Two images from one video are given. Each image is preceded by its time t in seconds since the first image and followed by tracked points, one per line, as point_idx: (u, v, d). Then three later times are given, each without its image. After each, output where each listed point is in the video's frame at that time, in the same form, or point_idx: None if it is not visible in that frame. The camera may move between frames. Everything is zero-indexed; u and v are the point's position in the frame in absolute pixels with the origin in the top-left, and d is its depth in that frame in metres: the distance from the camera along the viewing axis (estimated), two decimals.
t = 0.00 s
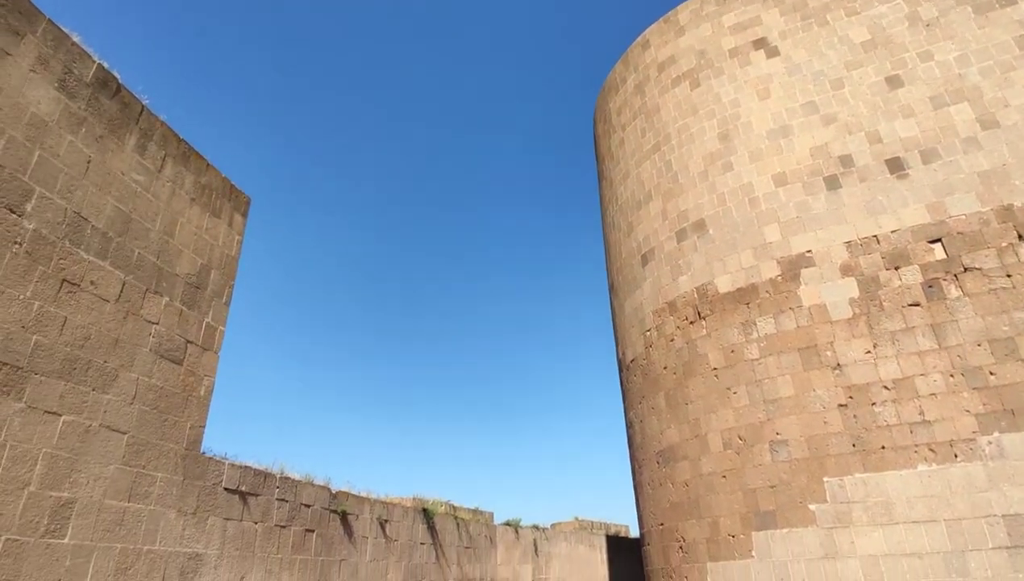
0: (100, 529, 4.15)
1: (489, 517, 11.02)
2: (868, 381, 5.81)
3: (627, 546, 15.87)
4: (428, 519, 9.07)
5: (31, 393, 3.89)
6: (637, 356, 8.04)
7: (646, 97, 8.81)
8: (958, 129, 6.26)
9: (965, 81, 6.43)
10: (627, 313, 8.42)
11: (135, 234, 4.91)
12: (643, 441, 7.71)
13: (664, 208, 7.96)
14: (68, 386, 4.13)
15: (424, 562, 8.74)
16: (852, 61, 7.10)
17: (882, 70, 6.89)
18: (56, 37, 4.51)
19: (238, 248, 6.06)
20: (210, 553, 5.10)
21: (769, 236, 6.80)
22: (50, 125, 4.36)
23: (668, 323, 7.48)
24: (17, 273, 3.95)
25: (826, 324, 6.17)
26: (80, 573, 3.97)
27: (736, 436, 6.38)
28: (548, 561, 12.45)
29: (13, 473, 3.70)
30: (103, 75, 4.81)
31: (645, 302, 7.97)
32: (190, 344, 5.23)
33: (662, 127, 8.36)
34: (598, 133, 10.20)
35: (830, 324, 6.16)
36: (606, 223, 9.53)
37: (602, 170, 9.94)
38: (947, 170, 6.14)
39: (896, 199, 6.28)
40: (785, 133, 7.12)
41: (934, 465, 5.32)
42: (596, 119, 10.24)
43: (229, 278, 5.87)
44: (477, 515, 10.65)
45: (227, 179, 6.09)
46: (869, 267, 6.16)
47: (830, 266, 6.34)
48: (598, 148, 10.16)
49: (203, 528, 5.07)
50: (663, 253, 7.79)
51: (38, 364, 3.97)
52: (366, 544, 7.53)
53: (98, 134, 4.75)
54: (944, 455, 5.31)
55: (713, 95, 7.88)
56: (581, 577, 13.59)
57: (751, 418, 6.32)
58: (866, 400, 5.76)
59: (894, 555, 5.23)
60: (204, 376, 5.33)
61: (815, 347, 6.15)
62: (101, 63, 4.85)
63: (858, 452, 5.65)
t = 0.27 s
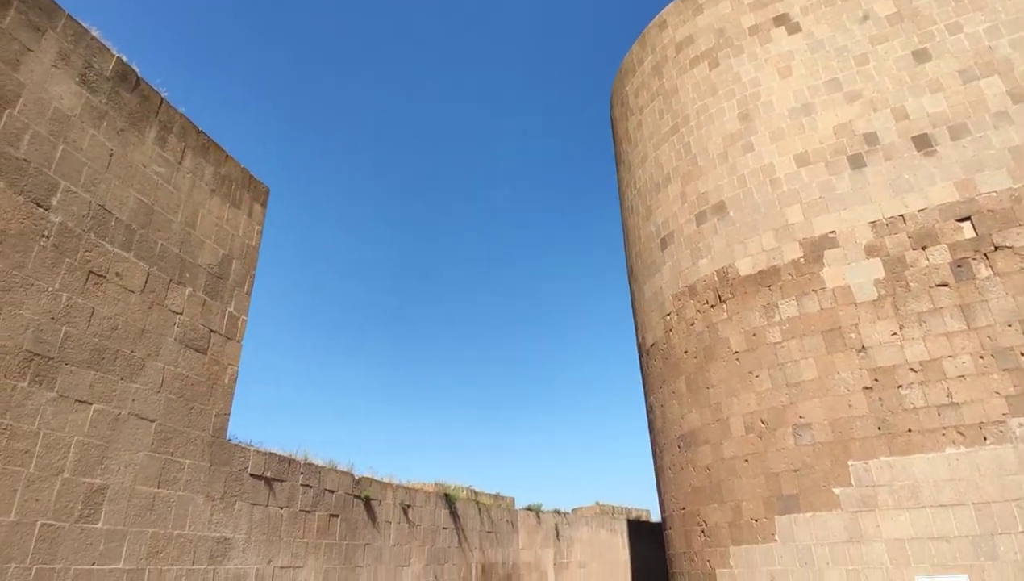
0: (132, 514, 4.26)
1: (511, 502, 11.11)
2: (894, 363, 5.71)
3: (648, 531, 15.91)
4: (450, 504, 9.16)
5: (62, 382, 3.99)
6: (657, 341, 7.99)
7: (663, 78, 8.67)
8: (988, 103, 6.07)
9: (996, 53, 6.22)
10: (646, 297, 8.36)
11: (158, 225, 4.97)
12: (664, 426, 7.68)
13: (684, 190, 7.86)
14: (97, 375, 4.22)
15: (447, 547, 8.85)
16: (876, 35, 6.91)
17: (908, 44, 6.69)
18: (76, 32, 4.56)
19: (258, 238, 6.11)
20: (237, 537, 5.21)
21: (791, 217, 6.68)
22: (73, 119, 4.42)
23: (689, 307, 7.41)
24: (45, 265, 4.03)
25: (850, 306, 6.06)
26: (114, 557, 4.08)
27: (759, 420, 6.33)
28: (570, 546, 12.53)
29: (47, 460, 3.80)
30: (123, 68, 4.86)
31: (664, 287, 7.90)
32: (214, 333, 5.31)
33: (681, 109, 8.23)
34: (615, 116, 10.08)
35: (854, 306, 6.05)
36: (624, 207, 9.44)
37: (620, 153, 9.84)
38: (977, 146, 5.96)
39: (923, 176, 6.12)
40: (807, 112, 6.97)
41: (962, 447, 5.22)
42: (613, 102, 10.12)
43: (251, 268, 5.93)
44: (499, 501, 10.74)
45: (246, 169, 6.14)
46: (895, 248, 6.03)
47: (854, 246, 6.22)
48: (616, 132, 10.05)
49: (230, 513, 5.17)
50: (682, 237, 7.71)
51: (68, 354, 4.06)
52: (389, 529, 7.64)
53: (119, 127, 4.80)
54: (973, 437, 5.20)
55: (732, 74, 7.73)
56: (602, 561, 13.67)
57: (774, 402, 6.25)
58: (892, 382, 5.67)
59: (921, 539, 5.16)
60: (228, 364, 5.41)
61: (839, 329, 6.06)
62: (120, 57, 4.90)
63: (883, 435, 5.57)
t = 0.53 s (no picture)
0: (156, 497, 4.35)
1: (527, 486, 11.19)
2: (916, 346, 5.62)
3: (665, 515, 15.97)
4: (467, 488, 9.25)
5: (87, 368, 4.06)
6: (673, 325, 7.95)
7: (679, 58, 8.53)
8: (1015, 79, 5.89)
9: None
10: (663, 281, 8.31)
11: (176, 213, 5.02)
12: (681, 410, 7.66)
13: (700, 172, 7.76)
14: (120, 361, 4.29)
15: (465, 530, 8.95)
16: (899, 11, 6.72)
17: (933, 19, 6.51)
18: (92, 21, 4.58)
19: (274, 225, 6.15)
20: (259, 520, 5.31)
21: (810, 198, 6.58)
22: (91, 109, 4.46)
23: (705, 291, 7.35)
24: (67, 253, 4.09)
25: (870, 288, 5.97)
26: (140, 538, 4.18)
27: (777, 403, 6.28)
28: (586, 529, 12.61)
29: (74, 444, 3.89)
30: (138, 58, 4.88)
31: (681, 270, 7.84)
32: (232, 320, 5.37)
33: (697, 90, 8.11)
34: (630, 98, 9.96)
35: (875, 288, 5.95)
36: (640, 191, 9.36)
37: (635, 136, 9.73)
38: (1003, 124, 5.80)
39: (947, 155, 5.98)
40: (827, 90, 6.82)
41: (985, 431, 5.15)
42: (628, 84, 9.99)
43: (268, 255, 5.98)
44: (515, 484, 10.82)
45: (262, 156, 6.16)
46: (918, 228, 5.91)
47: (875, 227, 6.11)
48: (631, 114, 9.93)
49: (252, 496, 5.27)
50: (699, 220, 7.63)
51: (91, 341, 4.13)
52: (408, 512, 7.74)
53: (136, 116, 4.83)
54: (996, 421, 5.12)
55: (750, 53, 7.58)
56: (619, 544, 13.75)
57: (792, 385, 6.20)
58: (913, 365, 5.59)
59: (942, 523, 5.11)
60: (247, 350, 5.47)
61: (859, 312, 5.97)
62: (135, 46, 4.92)
63: (904, 419, 5.51)
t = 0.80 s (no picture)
0: (174, 483, 4.42)
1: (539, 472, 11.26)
2: (932, 332, 5.56)
3: (676, 501, 16.03)
4: (480, 474, 9.32)
5: (104, 356, 4.12)
6: (685, 311, 7.91)
7: (692, 42, 8.42)
8: None
9: None
10: (674, 268, 8.26)
11: (189, 202, 5.05)
12: (692, 397, 7.65)
13: (712, 158, 7.69)
14: (136, 349, 4.35)
15: (477, 515, 9.04)
16: None
17: None
18: (103, 11, 4.60)
19: (286, 214, 6.18)
20: (275, 505, 5.39)
21: (825, 183, 6.49)
22: (103, 99, 4.49)
23: (718, 278, 7.31)
24: (83, 243, 4.14)
25: (886, 274, 5.90)
26: (159, 523, 4.26)
27: (789, 390, 6.26)
28: (598, 515, 12.68)
29: (93, 431, 3.95)
30: (149, 47, 4.89)
31: (693, 257, 7.79)
32: (246, 308, 5.42)
33: (709, 74, 8.00)
34: (641, 84, 9.85)
35: (890, 274, 5.88)
36: (651, 177, 9.29)
37: (646, 122, 9.63)
38: None
39: (966, 138, 5.86)
40: (843, 73, 6.71)
41: (1001, 418, 5.09)
42: (639, 69, 9.88)
43: (280, 243, 6.01)
44: (527, 471, 10.89)
45: (273, 145, 6.18)
46: (935, 213, 5.82)
47: (891, 212, 6.03)
48: (642, 99, 9.83)
49: (267, 482, 5.34)
50: (711, 206, 7.56)
51: (108, 329, 4.18)
52: (420, 498, 7.82)
53: (148, 106, 4.85)
54: (1013, 407, 5.06)
55: (764, 36, 7.46)
56: (631, 531, 13.82)
57: (805, 372, 6.17)
58: (928, 352, 5.53)
59: (956, 510, 5.08)
60: (261, 338, 5.53)
61: (874, 298, 5.91)
62: (147, 36, 4.94)
63: (919, 406, 5.46)
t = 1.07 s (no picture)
0: (186, 471, 4.48)
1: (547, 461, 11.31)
2: (942, 321, 5.52)
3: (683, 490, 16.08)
4: (487, 462, 9.37)
5: (116, 346, 4.16)
6: (693, 301, 7.90)
7: (700, 29, 8.33)
8: None
9: None
10: (682, 257, 8.23)
11: (197, 193, 5.08)
12: (700, 386, 7.65)
13: (721, 146, 7.63)
14: (147, 339, 4.39)
15: (485, 503, 9.10)
16: None
17: None
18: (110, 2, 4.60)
19: (294, 204, 6.20)
20: (285, 493, 5.45)
21: (835, 171, 6.44)
22: (111, 91, 4.50)
23: (726, 267, 7.28)
24: (94, 234, 4.17)
25: (896, 263, 5.86)
26: (171, 510, 4.32)
27: (797, 379, 6.24)
28: (605, 504, 12.75)
29: (106, 420, 4.00)
30: (156, 38, 4.90)
31: (701, 246, 7.76)
32: (255, 298, 5.46)
33: (718, 61, 7.93)
34: (649, 71, 9.77)
35: (900, 262, 5.84)
36: (659, 165, 9.24)
37: (654, 110, 9.57)
38: None
39: (978, 125, 5.79)
40: (854, 59, 6.63)
41: (1011, 407, 5.06)
42: (647, 56, 9.80)
43: (288, 233, 6.03)
44: (535, 460, 10.94)
45: (280, 135, 6.19)
46: (946, 201, 5.76)
47: (902, 200, 5.98)
48: (650, 87, 9.75)
49: (277, 470, 5.40)
50: (719, 194, 7.52)
51: (119, 320, 4.22)
52: (429, 486, 7.88)
53: (156, 97, 4.86)
54: None
55: (773, 22, 7.38)
56: (638, 519, 13.89)
57: (814, 361, 6.15)
58: (939, 340, 5.50)
59: (965, 499, 5.07)
60: (270, 328, 5.56)
61: (883, 286, 5.87)
62: (153, 26, 4.94)
63: (928, 395, 5.44)
